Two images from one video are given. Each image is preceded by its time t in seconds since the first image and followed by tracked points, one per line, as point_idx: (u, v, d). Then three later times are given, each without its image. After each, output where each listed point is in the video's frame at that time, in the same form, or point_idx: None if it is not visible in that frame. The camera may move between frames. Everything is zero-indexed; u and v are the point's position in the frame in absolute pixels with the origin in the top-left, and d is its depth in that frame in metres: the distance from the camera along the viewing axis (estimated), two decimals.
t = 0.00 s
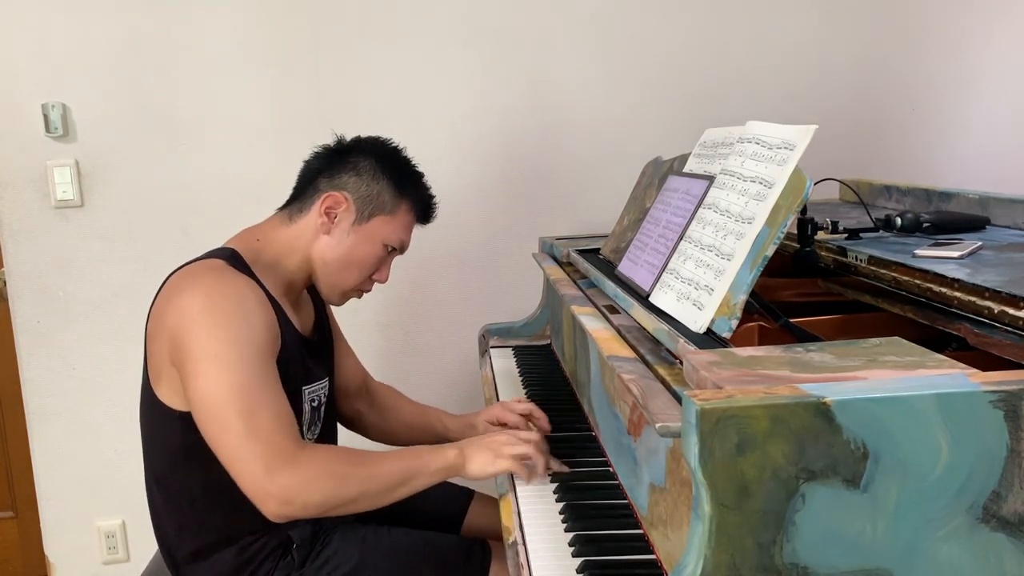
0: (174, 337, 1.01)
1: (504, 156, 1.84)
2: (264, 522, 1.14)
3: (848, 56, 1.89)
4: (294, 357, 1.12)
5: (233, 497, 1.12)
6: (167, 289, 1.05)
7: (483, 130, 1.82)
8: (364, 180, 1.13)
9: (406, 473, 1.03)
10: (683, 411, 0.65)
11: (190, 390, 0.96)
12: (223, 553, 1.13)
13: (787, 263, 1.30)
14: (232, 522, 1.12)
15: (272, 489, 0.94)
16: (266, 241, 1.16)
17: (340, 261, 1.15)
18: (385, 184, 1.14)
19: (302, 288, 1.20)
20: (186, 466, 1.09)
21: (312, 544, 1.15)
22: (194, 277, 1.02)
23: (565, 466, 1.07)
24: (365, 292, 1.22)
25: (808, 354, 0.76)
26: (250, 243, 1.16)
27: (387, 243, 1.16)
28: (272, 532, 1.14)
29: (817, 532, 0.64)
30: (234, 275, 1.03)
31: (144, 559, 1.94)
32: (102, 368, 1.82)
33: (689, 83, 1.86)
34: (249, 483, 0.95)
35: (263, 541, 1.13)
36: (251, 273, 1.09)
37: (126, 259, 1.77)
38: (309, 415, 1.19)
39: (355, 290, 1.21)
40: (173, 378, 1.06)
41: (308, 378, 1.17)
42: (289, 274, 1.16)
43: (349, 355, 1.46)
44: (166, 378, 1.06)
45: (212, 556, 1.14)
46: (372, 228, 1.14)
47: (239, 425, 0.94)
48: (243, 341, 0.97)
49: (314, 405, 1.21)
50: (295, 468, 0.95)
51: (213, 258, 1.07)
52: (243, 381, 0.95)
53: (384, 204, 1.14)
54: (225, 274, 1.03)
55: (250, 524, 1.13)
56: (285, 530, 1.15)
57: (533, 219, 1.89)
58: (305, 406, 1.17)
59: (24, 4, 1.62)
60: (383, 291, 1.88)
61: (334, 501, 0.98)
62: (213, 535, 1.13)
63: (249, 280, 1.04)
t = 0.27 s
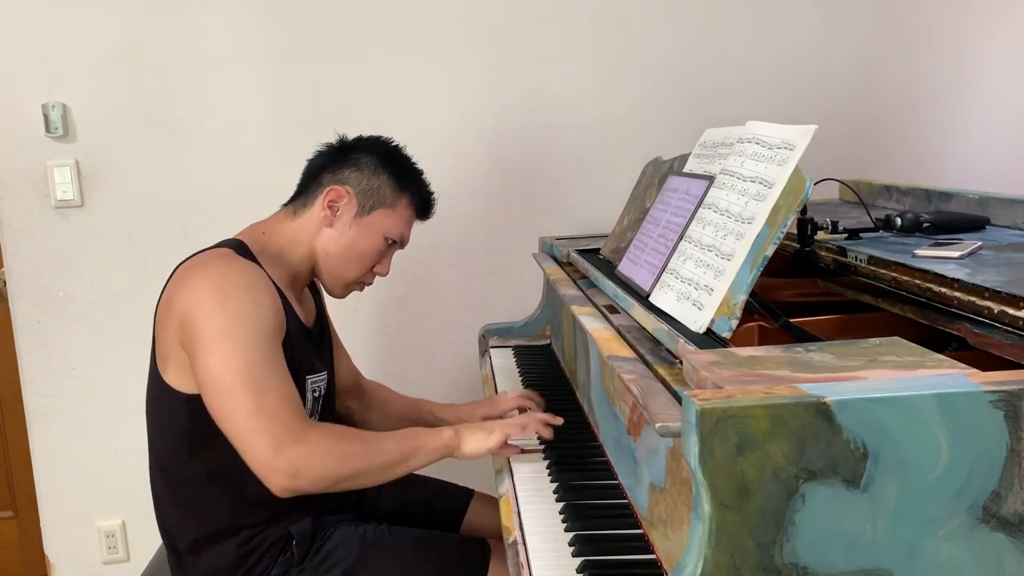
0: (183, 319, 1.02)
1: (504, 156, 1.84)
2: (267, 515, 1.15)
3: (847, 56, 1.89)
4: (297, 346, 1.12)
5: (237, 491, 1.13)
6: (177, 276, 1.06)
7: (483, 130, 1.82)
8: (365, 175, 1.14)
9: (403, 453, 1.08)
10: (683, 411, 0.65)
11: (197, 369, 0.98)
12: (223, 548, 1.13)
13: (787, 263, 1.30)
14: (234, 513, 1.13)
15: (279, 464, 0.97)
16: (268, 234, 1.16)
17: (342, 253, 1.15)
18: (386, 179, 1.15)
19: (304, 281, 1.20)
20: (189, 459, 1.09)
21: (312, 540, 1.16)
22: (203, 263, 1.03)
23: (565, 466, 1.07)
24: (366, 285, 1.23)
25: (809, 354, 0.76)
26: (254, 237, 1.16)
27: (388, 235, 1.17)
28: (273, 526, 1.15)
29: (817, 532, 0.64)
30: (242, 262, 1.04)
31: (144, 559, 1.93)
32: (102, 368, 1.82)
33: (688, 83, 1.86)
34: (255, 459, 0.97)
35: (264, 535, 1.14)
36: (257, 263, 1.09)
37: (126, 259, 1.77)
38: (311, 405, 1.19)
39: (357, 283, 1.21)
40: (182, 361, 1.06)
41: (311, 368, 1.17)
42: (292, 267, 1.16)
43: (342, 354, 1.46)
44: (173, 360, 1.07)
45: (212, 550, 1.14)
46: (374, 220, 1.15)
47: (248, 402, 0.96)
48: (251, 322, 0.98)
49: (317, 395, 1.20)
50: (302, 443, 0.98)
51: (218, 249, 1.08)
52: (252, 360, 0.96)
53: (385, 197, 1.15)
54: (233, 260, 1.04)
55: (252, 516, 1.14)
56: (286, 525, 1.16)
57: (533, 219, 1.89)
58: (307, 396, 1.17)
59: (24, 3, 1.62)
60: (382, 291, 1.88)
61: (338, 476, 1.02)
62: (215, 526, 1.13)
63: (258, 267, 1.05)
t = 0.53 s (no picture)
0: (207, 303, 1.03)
1: (504, 156, 1.84)
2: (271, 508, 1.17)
3: (847, 56, 1.89)
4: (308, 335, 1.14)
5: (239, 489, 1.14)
6: (195, 269, 1.08)
7: (483, 130, 1.82)
8: (369, 168, 1.17)
9: (436, 426, 1.09)
10: (683, 411, 0.65)
11: (229, 355, 1.00)
12: (226, 542, 1.15)
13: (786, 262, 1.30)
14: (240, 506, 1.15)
15: (321, 435, 0.99)
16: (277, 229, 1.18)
17: (350, 244, 1.17)
18: (389, 171, 1.18)
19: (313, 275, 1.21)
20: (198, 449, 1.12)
21: (313, 536, 1.17)
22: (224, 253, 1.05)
23: (565, 467, 1.06)
24: (374, 276, 1.25)
25: (808, 354, 0.76)
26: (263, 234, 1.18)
27: (394, 226, 1.19)
28: (276, 520, 1.17)
29: (817, 532, 0.64)
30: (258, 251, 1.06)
31: (144, 559, 1.93)
32: (102, 368, 1.82)
33: (689, 83, 1.86)
34: (296, 432, 0.99)
35: (266, 529, 1.16)
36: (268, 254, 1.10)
37: (126, 259, 1.77)
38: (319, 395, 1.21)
39: (365, 274, 1.23)
40: (201, 346, 1.07)
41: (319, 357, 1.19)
42: (302, 260, 1.18)
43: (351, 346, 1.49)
44: (195, 349, 1.07)
45: (216, 544, 1.15)
46: (380, 211, 1.17)
47: (287, 377, 0.98)
48: (282, 304, 1.01)
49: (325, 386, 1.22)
50: (341, 416, 1.00)
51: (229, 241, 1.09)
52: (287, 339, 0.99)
53: (390, 189, 1.18)
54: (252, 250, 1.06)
55: (258, 509, 1.16)
56: (288, 520, 1.18)
57: (533, 219, 1.89)
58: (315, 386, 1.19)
59: (24, 3, 1.62)
60: (382, 291, 1.88)
61: (376, 447, 1.03)
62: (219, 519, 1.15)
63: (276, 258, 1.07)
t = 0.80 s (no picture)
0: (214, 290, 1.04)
1: (504, 156, 1.84)
2: (277, 499, 1.17)
3: (847, 56, 1.89)
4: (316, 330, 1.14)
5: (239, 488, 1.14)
6: (208, 258, 1.09)
7: (483, 130, 1.82)
8: (382, 172, 1.18)
9: (413, 429, 1.09)
10: (683, 411, 0.65)
11: (226, 344, 1.01)
12: (231, 531, 1.14)
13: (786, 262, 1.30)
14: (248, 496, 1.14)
15: (297, 433, 0.99)
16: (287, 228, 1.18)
17: (358, 246, 1.18)
18: (401, 177, 1.18)
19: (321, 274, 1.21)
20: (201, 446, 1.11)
21: (318, 528, 1.18)
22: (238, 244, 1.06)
23: (565, 466, 1.06)
24: (380, 278, 1.25)
25: (808, 354, 0.76)
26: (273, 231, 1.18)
27: (402, 230, 1.19)
28: (280, 512, 1.17)
29: (817, 532, 0.64)
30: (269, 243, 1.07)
31: (144, 560, 1.93)
32: (102, 369, 1.82)
33: (689, 83, 1.86)
34: (274, 428, 0.99)
35: (271, 520, 1.16)
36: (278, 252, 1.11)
37: (126, 259, 1.77)
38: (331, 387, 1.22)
39: (371, 276, 1.23)
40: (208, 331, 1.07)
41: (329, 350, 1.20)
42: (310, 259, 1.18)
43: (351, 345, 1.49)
44: (200, 336, 1.08)
45: (220, 532, 1.14)
46: (389, 215, 1.18)
47: (274, 372, 0.98)
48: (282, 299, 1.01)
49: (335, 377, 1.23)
50: (321, 417, 1.00)
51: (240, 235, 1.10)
52: (281, 335, 0.99)
53: (400, 194, 1.18)
54: (263, 242, 1.07)
55: (264, 499, 1.15)
56: (293, 511, 1.18)
57: (533, 219, 1.89)
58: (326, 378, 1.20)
59: (24, 4, 1.62)
60: (382, 291, 1.88)
61: (351, 449, 1.03)
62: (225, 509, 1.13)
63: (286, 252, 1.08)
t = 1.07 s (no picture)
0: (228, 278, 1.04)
1: (504, 156, 1.84)
2: (281, 491, 1.17)
3: (847, 56, 1.89)
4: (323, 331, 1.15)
5: (241, 485, 1.14)
6: (222, 248, 1.09)
7: (483, 130, 1.82)
8: (395, 184, 1.18)
9: (418, 417, 1.10)
10: (683, 411, 0.65)
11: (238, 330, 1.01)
12: (234, 519, 1.14)
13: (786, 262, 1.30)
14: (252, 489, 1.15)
15: (307, 420, 0.99)
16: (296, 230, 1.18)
17: (364, 255, 1.18)
18: (414, 191, 1.18)
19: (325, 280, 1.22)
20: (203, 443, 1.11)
21: (319, 520, 1.17)
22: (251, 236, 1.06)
23: (565, 466, 1.06)
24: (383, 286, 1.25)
25: (808, 354, 0.76)
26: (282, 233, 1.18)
27: (409, 242, 1.19)
28: (283, 504, 1.17)
29: (817, 532, 0.64)
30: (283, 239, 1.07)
31: (144, 559, 1.93)
32: (102, 369, 1.82)
33: (688, 83, 1.86)
34: (284, 414, 0.99)
35: (273, 512, 1.16)
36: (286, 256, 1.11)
37: (126, 258, 1.77)
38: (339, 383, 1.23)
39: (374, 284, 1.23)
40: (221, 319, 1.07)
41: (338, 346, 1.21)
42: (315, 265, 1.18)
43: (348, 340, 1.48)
44: (212, 324, 1.08)
45: (222, 520, 1.14)
46: (398, 227, 1.18)
47: (285, 359, 0.98)
48: (295, 286, 1.01)
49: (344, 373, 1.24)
50: (331, 403, 1.00)
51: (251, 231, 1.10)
52: (292, 322, 0.99)
53: (411, 207, 1.18)
54: (277, 235, 1.07)
55: (268, 490, 1.16)
56: (295, 504, 1.18)
57: (533, 219, 1.89)
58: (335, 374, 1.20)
59: (24, 4, 1.62)
60: (382, 291, 1.88)
61: (359, 435, 1.04)
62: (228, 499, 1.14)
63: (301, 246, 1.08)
